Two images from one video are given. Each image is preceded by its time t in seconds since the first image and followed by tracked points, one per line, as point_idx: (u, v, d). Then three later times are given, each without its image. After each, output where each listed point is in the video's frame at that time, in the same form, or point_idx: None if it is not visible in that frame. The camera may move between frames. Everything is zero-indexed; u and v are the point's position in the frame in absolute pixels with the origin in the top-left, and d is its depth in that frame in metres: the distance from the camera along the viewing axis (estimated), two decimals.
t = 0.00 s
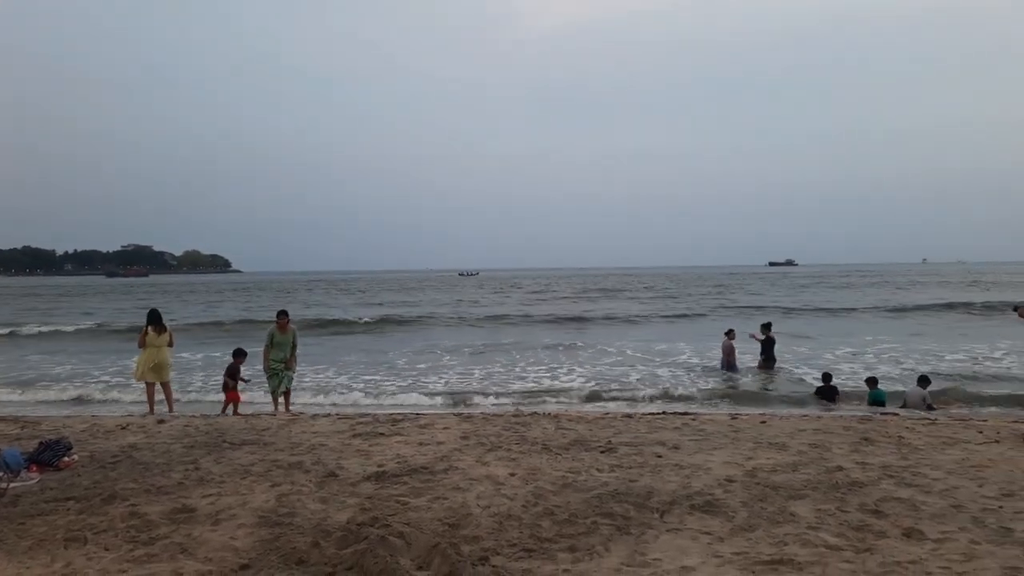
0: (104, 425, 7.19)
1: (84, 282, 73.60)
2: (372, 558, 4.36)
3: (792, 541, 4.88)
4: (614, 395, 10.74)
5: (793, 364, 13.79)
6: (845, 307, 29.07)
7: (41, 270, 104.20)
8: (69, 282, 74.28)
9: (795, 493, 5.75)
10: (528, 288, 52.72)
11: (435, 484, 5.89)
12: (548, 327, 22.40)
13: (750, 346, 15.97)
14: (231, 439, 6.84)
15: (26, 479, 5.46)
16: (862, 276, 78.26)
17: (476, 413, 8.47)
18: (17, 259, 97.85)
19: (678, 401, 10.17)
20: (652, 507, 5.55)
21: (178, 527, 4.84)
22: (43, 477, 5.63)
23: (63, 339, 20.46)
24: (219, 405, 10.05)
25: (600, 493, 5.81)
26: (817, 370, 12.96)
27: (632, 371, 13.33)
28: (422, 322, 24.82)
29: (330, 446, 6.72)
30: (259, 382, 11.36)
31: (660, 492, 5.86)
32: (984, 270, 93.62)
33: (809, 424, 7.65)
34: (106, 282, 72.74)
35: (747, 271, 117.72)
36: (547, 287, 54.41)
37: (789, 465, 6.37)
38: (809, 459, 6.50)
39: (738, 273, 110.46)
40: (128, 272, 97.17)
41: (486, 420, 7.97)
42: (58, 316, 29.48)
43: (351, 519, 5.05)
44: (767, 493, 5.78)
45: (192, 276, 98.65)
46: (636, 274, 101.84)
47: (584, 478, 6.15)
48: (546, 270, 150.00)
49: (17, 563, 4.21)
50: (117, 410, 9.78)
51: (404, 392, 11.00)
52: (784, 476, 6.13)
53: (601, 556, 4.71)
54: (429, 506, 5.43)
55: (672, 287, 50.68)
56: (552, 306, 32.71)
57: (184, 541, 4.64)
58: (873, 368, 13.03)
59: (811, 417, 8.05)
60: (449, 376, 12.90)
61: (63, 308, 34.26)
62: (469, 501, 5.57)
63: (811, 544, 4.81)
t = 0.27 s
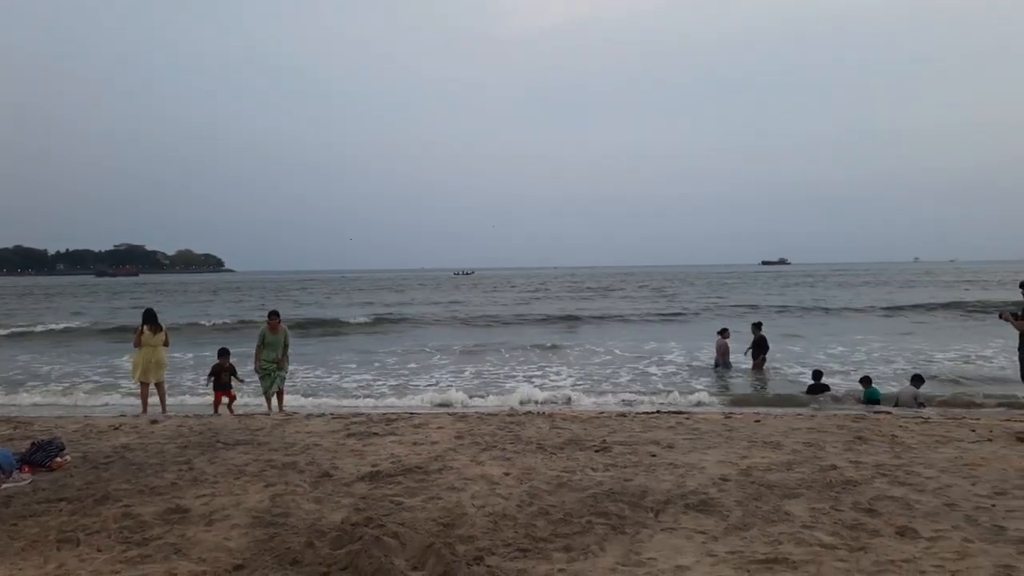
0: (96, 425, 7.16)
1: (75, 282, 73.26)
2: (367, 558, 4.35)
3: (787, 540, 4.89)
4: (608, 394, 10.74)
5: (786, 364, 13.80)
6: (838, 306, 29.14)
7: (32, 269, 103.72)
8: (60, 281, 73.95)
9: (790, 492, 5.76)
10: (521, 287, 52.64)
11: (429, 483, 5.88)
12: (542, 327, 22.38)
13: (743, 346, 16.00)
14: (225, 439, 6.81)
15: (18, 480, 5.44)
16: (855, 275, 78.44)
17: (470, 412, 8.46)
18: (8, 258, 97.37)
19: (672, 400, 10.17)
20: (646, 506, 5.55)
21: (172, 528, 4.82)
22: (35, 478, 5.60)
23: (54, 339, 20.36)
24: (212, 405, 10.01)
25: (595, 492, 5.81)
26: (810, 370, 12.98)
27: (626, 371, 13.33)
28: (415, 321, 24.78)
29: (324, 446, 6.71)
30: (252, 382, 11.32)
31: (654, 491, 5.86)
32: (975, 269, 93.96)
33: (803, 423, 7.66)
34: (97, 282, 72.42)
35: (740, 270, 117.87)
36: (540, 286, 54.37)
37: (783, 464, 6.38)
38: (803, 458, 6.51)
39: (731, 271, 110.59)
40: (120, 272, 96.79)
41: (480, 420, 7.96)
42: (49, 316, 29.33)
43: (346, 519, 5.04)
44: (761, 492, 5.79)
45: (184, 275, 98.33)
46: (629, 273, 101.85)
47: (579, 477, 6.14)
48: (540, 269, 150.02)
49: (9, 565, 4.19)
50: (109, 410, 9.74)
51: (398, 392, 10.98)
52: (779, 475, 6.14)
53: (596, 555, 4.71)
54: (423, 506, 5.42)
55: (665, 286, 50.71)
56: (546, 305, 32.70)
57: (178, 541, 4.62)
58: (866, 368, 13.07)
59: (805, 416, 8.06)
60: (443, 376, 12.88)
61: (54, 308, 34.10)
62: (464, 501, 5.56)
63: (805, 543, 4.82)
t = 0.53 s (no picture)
0: (95, 427, 7.15)
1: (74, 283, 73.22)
2: (367, 560, 4.35)
3: (787, 541, 4.88)
4: (607, 395, 10.73)
5: (785, 365, 13.80)
6: (837, 307, 29.16)
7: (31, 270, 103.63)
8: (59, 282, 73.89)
9: (790, 493, 5.76)
10: (520, 288, 52.68)
11: (429, 485, 5.87)
12: (540, 328, 22.39)
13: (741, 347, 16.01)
14: (224, 441, 6.81)
15: (17, 482, 5.43)
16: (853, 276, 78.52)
17: (469, 414, 8.45)
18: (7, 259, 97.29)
19: (671, 402, 10.17)
20: (646, 508, 5.55)
21: (171, 530, 4.82)
22: (33, 481, 5.59)
23: (53, 341, 20.34)
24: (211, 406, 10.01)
25: (595, 493, 5.81)
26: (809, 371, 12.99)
27: (625, 372, 13.33)
28: (414, 323, 24.78)
29: (323, 447, 6.70)
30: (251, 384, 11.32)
31: (654, 492, 5.86)
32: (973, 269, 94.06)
33: (802, 424, 7.66)
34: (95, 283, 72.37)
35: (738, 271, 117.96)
36: (539, 287, 54.41)
37: (782, 465, 6.38)
38: (802, 459, 6.51)
39: (730, 272, 110.69)
40: (118, 273, 96.73)
41: (480, 421, 7.95)
42: (47, 317, 29.30)
43: (345, 521, 5.03)
44: (761, 493, 5.78)
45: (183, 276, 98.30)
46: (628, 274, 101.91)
47: (579, 479, 6.14)
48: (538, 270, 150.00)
49: (7, 567, 4.17)
50: (108, 411, 9.73)
51: (396, 394, 10.98)
52: (778, 476, 6.13)
53: (596, 557, 4.70)
54: (423, 507, 5.41)
55: (664, 287, 50.77)
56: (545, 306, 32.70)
57: (177, 544, 4.61)
58: (864, 369, 13.09)
59: (804, 417, 8.06)
60: (442, 377, 12.87)
61: (53, 310, 34.08)
62: (463, 503, 5.55)
63: (805, 544, 4.82)
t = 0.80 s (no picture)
0: (95, 427, 7.14)
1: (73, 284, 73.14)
2: (366, 559, 4.34)
3: (787, 539, 4.88)
4: (606, 395, 10.72)
5: (785, 364, 13.79)
6: (837, 306, 29.15)
7: (31, 271, 103.63)
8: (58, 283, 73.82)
9: (789, 492, 5.75)
10: (520, 287, 52.69)
11: (428, 484, 5.87)
12: (539, 328, 22.39)
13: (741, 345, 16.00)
14: (224, 440, 6.80)
15: (17, 482, 5.43)
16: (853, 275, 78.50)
17: (469, 412, 8.45)
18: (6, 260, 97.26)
19: (671, 401, 10.15)
20: (646, 506, 5.55)
21: (170, 529, 4.81)
22: (32, 480, 5.59)
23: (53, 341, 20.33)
24: (210, 406, 10.00)
25: (595, 492, 5.81)
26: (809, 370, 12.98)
27: (624, 371, 13.33)
28: (413, 323, 24.77)
29: (322, 447, 6.70)
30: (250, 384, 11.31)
31: (654, 491, 5.85)
32: (973, 268, 94.11)
33: (802, 422, 7.65)
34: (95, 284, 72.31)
35: (738, 270, 117.96)
36: (539, 287, 54.37)
37: (782, 464, 6.37)
38: (802, 458, 6.50)
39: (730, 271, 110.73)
40: (118, 274, 96.70)
41: (479, 420, 7.95)
42: (47, 318, 29.28)
43: (344, 520, 5.03)
44: (761, 492, 5.78)
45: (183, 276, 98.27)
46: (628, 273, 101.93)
47: (579, 478, 6.14)
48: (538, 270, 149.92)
49: (7, 567, 4.17)
50: (107, 411, 9.72)
51: (396, 394, 10.97)
52: (778, 475, 6.13)
53: (596, 556, 4.70)
54: (423, 507, 5.41)
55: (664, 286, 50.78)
56: (544, 306, 32.70)
57: (177, 543, 4.61)
58: (864, 367, 13.09)
59: (804, 415, 8.05)
60: (442, 377, 12.86)
61: (53, 310, 34.06)
62: (463, 502, 5.55)
63: (806, 543, 4.81)
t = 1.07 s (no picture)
0: (92, 426, 7.14)
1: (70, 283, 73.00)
2: (363, 558, 4.35)
3: (783, 537, 4.89)
4: (604, 394, 10.72)
5: (782, 362, 13.79)
6: (835, 305, 29.17)
7: (28, 271, 103.49)
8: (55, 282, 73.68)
9: (786, 489, 5.76)
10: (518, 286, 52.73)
11: (426, 483, 5.87)
12: (537, 327, 22.40)
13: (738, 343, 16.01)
14: (221, 439, 6.80)
15: (13, 482, 5.43)
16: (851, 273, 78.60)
17: (467, 411, 8.45)
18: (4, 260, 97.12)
19: (669, 399, 10.16)
20: (643, 504, 5.55)
21: (167, 529, 4.82)
22: (29, 480, 5.59)
23: (50, 341, 20.30)
24: (208, 406, 10.00)
25: (592, 490, 5.81)
26: (806, 368, 12.99)
27: (622, 370, 13.33)
28: (411, 322, 24.76)
29: (319, 446, 6.70)
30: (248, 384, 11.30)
31: (651, 489, 5.86)
32: (970, 266, 94.23)
33: (798, 420, 7.66)
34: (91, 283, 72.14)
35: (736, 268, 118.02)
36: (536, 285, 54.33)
37: (779, 462, 6.38)
38: (799, 455, 6.51)
39: (728, 269, 110.84)
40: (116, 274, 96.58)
41: (477, 419, 7.95)
42: (44, 318, 29.23)
43: (342, 519, 5.03)
44: (758, 489, 5.79)
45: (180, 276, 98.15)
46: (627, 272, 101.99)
47: (576, 476, 6.14)
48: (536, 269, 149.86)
49: (4, 567, 4.17)
50: (105, 411, 9.71)
51: (393, 393, 10.97)
52: (775, 472, 6.14)
53: (593, 553, 4.70)
54: (420, 505, 5.41)
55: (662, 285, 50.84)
56: (542, 305, 32.71)
57: (173, 542, 4.61)
58: (861, 365, 13.11)
59: (801, 413, 8.06)
60: (439, 376, 12.86)
61: (50, 310, 34.01)
62: (460, 500, 5.55)
63: (802, 540, 4.82)
